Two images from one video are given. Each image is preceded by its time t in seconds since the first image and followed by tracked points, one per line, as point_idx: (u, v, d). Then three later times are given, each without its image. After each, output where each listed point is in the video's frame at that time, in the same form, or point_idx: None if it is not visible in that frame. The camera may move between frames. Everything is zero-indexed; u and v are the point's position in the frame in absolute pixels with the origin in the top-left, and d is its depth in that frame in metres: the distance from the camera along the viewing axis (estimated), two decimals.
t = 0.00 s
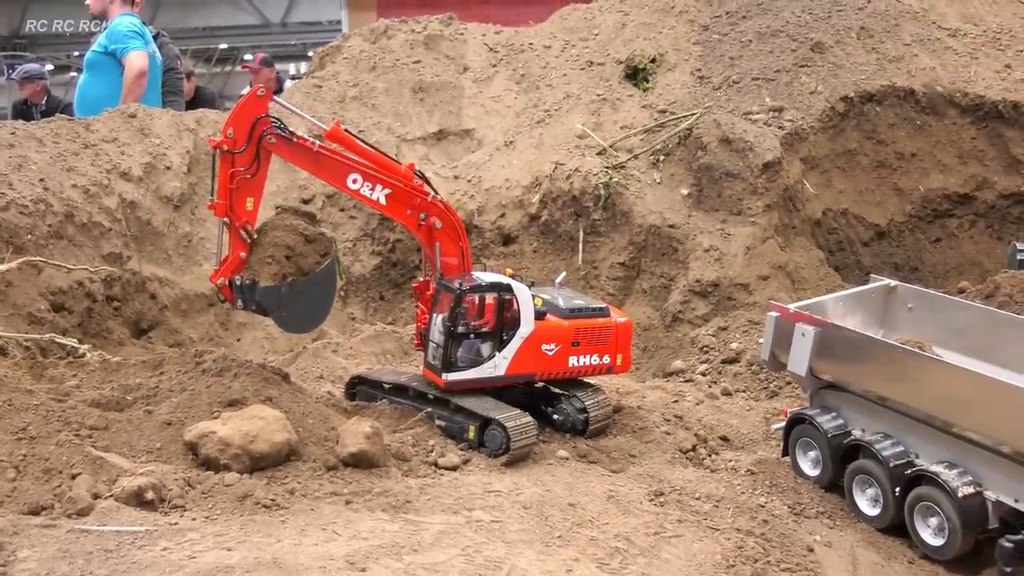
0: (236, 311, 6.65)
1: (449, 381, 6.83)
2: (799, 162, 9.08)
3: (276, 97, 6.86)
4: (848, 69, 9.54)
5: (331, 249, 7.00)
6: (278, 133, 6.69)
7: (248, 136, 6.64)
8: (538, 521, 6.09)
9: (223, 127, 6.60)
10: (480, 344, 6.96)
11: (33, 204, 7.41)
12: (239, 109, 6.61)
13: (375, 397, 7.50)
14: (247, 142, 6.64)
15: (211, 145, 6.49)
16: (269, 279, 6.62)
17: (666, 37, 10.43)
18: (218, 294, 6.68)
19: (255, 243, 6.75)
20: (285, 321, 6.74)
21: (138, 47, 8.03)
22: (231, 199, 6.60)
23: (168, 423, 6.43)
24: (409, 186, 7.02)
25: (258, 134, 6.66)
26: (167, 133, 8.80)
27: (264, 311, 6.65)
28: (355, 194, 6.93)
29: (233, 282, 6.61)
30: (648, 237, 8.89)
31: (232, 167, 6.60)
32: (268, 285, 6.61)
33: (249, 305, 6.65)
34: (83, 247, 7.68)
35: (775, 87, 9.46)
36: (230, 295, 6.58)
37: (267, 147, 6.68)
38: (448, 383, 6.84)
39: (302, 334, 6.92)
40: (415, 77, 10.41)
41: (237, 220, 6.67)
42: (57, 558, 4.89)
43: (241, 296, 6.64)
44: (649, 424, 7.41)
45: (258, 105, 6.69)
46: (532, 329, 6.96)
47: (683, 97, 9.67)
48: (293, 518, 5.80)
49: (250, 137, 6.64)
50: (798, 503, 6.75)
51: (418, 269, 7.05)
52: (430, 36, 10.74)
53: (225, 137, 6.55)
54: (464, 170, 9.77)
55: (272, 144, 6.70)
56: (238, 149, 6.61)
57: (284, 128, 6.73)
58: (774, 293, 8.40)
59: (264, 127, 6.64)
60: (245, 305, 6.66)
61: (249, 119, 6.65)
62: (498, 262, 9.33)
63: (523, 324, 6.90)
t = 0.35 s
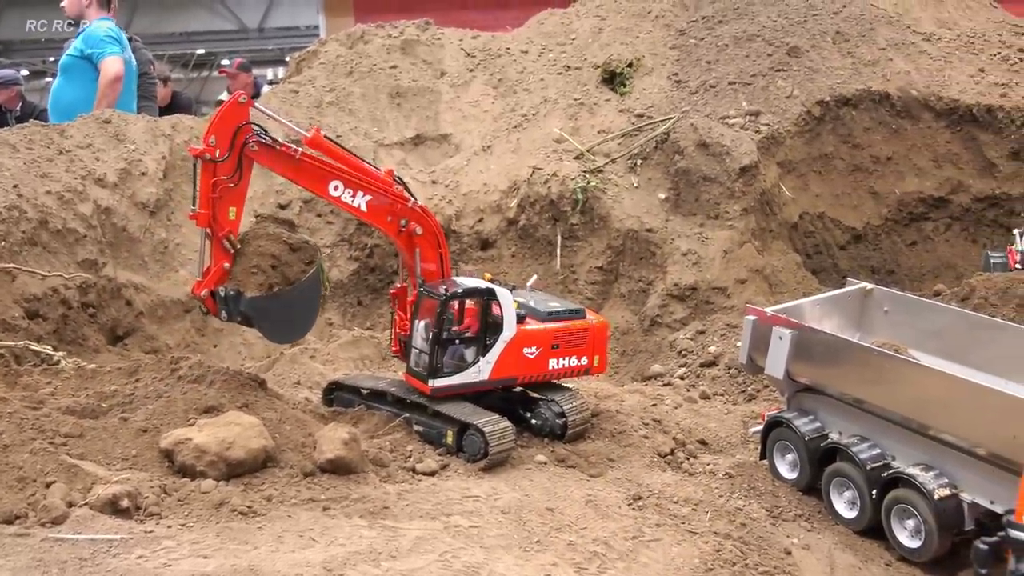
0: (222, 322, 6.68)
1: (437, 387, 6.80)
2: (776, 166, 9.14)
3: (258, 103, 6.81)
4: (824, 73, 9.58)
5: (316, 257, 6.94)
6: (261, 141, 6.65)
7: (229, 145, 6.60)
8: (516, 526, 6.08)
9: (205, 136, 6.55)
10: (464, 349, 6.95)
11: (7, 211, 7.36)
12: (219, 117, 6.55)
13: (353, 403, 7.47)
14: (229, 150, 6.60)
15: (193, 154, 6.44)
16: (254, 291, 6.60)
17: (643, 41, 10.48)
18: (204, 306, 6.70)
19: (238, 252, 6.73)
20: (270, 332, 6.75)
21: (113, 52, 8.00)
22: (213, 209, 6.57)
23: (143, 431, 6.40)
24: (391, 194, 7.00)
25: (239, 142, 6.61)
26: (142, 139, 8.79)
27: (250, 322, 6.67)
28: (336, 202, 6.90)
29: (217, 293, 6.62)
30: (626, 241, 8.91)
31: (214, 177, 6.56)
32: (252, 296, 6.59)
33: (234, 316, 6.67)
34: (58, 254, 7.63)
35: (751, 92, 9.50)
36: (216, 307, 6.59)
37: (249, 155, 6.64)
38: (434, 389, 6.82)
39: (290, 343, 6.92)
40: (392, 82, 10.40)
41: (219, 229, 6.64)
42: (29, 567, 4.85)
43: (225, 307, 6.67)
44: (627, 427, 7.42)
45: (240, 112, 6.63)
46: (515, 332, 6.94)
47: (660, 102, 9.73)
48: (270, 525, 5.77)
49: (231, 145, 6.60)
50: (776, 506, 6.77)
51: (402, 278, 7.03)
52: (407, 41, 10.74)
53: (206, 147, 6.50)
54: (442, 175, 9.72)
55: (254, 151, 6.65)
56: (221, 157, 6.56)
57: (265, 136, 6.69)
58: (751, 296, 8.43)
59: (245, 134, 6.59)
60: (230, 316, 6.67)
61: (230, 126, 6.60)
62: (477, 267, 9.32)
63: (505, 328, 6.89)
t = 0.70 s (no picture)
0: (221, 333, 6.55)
1: (434, 391, 6.80)
2: (759, 167, 9.15)
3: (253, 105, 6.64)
4: (807, 75, 9.61)
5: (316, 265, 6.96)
6: (261, 146, 6.51)
7: (228, 151, 6.43)
8: (498, 528, 6.09)
9: (203, 142, 6.32)
10: (456, 351, 6.95)
11: None
12: (218, 122, 6.34)
13: (336, 405, 7.46)
14: (228, 157, 6.44)
15: (195, 162, 6.23)
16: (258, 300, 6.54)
17: (627, 43, 10.49)
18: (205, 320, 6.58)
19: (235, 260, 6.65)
20: (272, 341, 6.68)
21: (97, 55, 7.99)
22: (214, 218, 6.41)
23: (125, 433, 6.40)
24: (381, 198, 7.00)
25: (238, 148, 6.45)
26: (125, 140, 8.89)
27: (251, 332, 6.57)
28: (329, 207, 6.83)
29: (218, 305, 6.49)
30: (609, 243, 8.92)
31: (214, 184, 6.38)
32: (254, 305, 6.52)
33: (234, 327, 6.56)
34: (40, 255, 7.60)
35: (735, 94, 9.51)
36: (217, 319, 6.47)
37: (249, 160, 6.49)
38: (431, 393, 6.82)
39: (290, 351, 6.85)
40: (376, 83, 10.38)
41: (217, 237, 6.49)
42: (7, 571, 4.83)
43: (225, 318, 6.53)
44: (610, 429, 7.45)
45: (239, 116, 6.44)
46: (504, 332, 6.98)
47: (644, 103, 9.71)
48: (251, 528, 5.77)
49: (231, 151, 6.44)
50: (758, 508, 6.79)
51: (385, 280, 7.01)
52: (392, 42, 10.75)
53: (207, 154, 6.29)
54: (425, 176, 9.78)
55: (254, 156, 6.50)
56: (220, 164, 6.38)
57: (265, 142, 6.55)
58: (735, 298, 8.47)
59: (246, 141, 6.44)
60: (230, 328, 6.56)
61: (229, 131, 6.42)
62: (461, 268, 9.31)
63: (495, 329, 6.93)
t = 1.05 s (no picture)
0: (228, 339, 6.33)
1: (432, 387, 6.81)
2: (739, 166, 9.29)
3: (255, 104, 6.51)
4: (787, 75, 9.83)
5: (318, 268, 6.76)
6: (268, 146, 6.38)
7: (235, 151, 6.28)
8: (478, 524, 6.11)
9: (210, 141, 6.15)
10: (447, 348, 6.97)
11: None
12: (225, 121, 6.19)
13: (315, 401, 7.44)
14: (235, 157, 6.28)
15: (205, 162, 6.05)
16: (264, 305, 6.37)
17: (609, 42, 10.52)
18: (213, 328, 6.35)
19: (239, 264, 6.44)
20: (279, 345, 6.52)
21: (78, 50, 8.03)
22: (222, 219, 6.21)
23: (103, 429, 6.39)
24: (373, 196, 6.96)
25: (244, 147, 6.30)
26: (105, 135, 8.83)
27: (259, 337, 6.37)
28: (327, 207, 6.74)
29: (226, 309, 6.27)
30: (590, 241, 8.95)
31: (222, 184, 6.20)
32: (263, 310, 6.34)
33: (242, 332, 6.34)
34: (18, 250, 7.56)
35: (716, 92, 9.66)
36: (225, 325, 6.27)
37: (255, 160, 6.34)
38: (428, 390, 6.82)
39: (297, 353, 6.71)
40: (357, 80, 10.34)
41: (224, 240, 6.27)
42: None
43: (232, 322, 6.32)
44: (590, 426, 7.48)
45: (245, 115, 6.31)
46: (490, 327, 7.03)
47: (626, 101, 9.79)
48: (230, 523, 5.77)
49: (238, 151, 6.28)
50: (736, 504, 6.83)
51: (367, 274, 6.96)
52: (373, 39, 10.71)
53: (216, 154, 6.13)
54: (406, 173, 9.68)
55: (261, 155, 6.36)
56: (229, 164, 6.23)
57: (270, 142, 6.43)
58: (714, 296, 8.52)
59: (253, 140, 6.31)
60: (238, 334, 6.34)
61: (235, 130, 6.27)
62: (442, 267, 9.29)
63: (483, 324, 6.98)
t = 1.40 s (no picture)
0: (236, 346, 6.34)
1: (424, 384, 6.88)
2: (715, 165, 9.34)
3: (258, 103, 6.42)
4: (762, 74, 9.87)
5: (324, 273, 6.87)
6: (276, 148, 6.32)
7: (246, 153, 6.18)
8: (453, 520, 6.14)
9: (223, 143, 6.04)
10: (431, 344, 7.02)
11: None
12: (238, 122, 6.08)
13: (290, 399, 7.43)
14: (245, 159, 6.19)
15: (221, 165, 5.96)
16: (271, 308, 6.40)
17: (586, 40, 10.58)
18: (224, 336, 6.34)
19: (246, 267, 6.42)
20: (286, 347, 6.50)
21: (51, 45, 8.01)
22: (234, 224, 6.15)
23: (76, 427, 6.39)
24: (362, 196, 6.96)
25: (255, 149, 6.21)
26: (79, 131, 8.77)
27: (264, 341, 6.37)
28: (322, 208, 6.70)
29: (237, 315, 6.27)
30: (567, 239, 8.98)
31: (234, 189, 6.11)
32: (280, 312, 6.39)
33: (251, 337, 6.36)
34: None
35: (693, 91, 9.69)
36: (232, 330, 6.26)
37: (263, 162, 6.28)
38: (420, 387, 6.89)
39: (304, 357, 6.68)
40: (334, 76, 10.31)
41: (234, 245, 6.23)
42: None
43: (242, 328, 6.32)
44: (565, 423, 7.52)
45: (254, 115, 6.23)
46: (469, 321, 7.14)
47: (603, 100, 9.81)
48: (204, 521, 5.77)
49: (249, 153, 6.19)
50: (710, 501, 6.89)
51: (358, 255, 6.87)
52: (350, 36, 10.70)
53: (229, 157, 6.04)
54: (382, 170, 9.66)
55: (270, 158, 6.30)
56: (240, 167, 6.14)
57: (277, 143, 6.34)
58: (690, 294, 8.59)
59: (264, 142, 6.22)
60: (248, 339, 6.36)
61: (246, 132, 6.16)
62: (419, 264, 9.28)
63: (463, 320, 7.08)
